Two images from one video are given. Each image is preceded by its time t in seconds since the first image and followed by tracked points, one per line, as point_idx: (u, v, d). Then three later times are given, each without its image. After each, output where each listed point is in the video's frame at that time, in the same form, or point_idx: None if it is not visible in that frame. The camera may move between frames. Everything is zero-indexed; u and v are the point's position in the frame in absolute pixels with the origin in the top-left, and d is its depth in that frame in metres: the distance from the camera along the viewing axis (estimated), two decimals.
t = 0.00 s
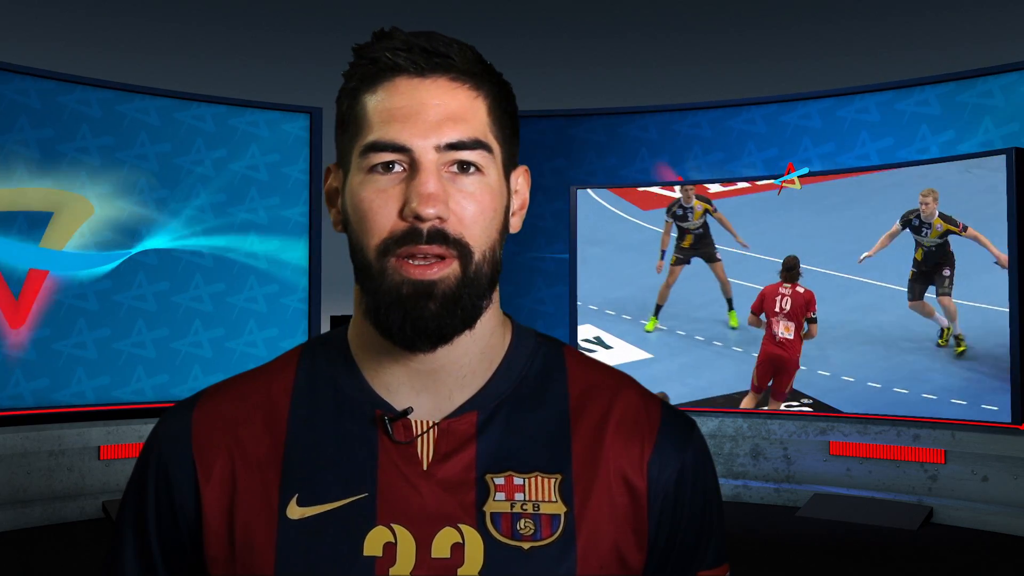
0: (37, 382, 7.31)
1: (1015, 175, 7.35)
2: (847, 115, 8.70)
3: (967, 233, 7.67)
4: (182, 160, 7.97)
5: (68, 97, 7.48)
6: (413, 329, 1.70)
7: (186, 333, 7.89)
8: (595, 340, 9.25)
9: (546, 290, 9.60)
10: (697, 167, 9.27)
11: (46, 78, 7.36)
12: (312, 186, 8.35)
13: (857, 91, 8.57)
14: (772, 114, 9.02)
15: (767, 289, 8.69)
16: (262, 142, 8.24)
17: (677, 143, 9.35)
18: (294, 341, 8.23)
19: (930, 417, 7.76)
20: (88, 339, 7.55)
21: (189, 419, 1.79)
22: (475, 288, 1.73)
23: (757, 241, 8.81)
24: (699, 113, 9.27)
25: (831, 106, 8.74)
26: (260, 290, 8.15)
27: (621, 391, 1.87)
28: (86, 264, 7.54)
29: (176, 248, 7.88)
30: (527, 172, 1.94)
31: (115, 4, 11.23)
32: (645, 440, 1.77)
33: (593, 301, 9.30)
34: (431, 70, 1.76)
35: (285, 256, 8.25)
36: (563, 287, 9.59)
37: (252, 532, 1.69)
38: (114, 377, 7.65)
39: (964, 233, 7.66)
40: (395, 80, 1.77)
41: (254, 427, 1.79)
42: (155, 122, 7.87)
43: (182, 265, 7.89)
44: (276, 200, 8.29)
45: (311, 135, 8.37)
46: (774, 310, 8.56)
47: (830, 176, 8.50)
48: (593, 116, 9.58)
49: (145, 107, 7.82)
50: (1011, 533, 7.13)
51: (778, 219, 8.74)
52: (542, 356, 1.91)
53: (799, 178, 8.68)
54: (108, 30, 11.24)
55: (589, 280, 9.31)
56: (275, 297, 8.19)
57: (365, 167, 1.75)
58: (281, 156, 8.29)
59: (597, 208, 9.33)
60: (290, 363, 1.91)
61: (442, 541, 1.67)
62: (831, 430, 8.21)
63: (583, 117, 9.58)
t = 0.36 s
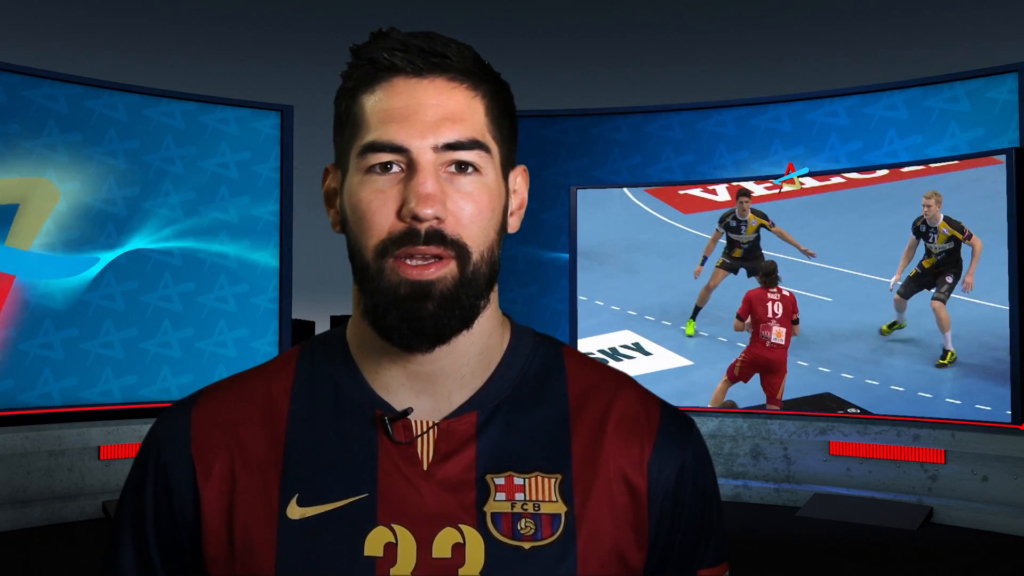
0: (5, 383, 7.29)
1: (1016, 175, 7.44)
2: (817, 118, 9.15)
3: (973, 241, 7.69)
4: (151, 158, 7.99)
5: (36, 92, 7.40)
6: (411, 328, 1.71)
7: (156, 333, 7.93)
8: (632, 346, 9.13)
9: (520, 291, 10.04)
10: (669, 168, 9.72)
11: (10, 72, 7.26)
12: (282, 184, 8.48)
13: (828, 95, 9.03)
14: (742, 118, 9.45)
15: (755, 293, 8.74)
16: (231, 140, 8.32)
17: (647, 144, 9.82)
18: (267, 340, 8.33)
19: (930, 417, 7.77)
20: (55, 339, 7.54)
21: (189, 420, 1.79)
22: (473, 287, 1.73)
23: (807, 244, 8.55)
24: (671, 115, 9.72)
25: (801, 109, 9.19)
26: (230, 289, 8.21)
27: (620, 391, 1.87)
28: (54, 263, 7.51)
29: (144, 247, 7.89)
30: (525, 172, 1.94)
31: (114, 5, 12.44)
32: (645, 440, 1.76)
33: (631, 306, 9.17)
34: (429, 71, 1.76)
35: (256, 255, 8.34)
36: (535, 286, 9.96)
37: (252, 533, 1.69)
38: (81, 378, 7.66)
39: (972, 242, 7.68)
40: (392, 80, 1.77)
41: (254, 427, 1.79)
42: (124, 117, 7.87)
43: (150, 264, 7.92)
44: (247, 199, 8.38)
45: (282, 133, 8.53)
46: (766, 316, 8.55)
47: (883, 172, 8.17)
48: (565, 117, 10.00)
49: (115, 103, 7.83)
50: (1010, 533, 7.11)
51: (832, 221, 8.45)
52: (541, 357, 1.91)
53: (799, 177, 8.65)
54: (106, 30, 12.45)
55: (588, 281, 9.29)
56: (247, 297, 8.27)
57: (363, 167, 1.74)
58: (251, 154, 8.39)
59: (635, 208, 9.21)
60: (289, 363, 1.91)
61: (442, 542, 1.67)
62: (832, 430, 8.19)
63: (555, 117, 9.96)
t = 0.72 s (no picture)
0: None
1: (1015, 175, 7.44)
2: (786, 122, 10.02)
3: (981, 242, 7.60)
4: (119, 155, 8.03)
5: (2, 86, 7.43)
6: (412, 327, 1.71)
7: (125, 332, 7.97)
8: (659, 361, 8.96)
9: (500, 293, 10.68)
10: (641, 169, 10.53)
11: None
12: (252, 183, 8.65)
13: (797, 100, 9.88)
14: (714, 120, 10.27)
15: (761, 278, 8.69)
16: (202, 137, 8.46)
17: (622, 145, 10.58)
18: (237, 340, 8.48)
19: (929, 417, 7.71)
20: (20, 339, 7.52)
21: (188, 421, 1.79)
22: (474, 286, 1.73)
23: (839, 251, 8.31)
24: (644, 117, 10.52)
25: (771, 112, 10.01)
26: (199, 289, 8.32)
27: (621, 391, 1.87)
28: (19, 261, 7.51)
29: (112, 246, 7.92)
30: (526, 172, 1.94)
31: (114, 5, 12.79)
32: (646, 440, 1.77)
33: (657, 320, 8.98)
34: (430, 69, 1.76)
35: (228, 254, 8.47)
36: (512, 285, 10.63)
37: (251, 533, 1.69)
38: (48, 379, 7.65)
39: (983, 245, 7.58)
40: (393, 79, 1.77)
41: (253, 428, 1.79)
42: (91, 113, 7.91)
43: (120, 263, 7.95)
44: (218, 197, 8.50)
45: (253, 132, 8.71)
46: (767, 299, 8.58)
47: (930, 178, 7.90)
48: (539, 118, 10.59)
49: (83, 98, 7.86)
50: (1010, 533, 7.12)
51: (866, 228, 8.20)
52: (541, 357, 1.91)
53: (799, 177, 8.57)
54: (108, 29, 12.80)
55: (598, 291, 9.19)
56: (217, 296, 8.39)
57: (364, 167, 1.74)
58: (221, 153, 8.53)
59: (663, 214, 9.03)
60: (288, 363, 1.91)
61: (443, 542, 1.67)
62: (832, 430, 8.17)
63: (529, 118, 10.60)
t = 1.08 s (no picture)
0: None
1: (1014, 174, 7.33)
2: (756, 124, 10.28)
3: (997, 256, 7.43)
4: (87, 152, 8.01)
5: None
6: (414, 330, 1.71)
7: (91, 333, 8.00)
8: (683, 395, 8.89)
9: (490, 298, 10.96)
10: (613, 170, 10.87)
11: None
12: (221, 180, 8.70)
13: (768, 103, 10.14)
14: (684, 122, 10.59)
15: (800, 268, 8.46)
16: (172, 134, 8.49)
17: (592, 146, 10.95)
18: (206, 340, 8.59)
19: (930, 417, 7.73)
20: None
21: (187, 422, 1.79)
22: (475, 289, 1.73)
23: (864, 269, 8.15)
24: (614, 119, 10.89)
25: (743, 115, 10.29)
26: (169, 288, 8.40)
27: (623, 393, 1.87)
28: None
29: (79, 245, 7.93)
30: (528, 173, 1.94)
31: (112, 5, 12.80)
32: (648, 442, 1.76)
33: (679, 350, 8.91)
34: (431, 70, 1.76)
35: (198, 252, 8.56)
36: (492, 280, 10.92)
37: (251, 534, 1.68)
38: (13, 378, 7.63)
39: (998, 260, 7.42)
40: (395, 80, 1.77)
41: (253, 429, 1.79)
42: (59, 108, 7.86)
43: (86, 262, 7.95)
44: (187, 195, 8.54)
45: (223, 128, 8.74)
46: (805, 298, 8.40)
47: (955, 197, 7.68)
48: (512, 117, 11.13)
49: (49, 93, 7.80)
50: (1010, 533, 7.10)
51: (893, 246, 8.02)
52: (543, 359, 1.91)
53: (799, 177, 8.53)
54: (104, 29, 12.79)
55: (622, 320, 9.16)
56: (185, 296, 8.48)
57: (365, 168, 1.74)
58: (191, 151, 8.57)
59: (687, 240, 8.99)
60: (290, 365, 1.91)
61: (444, 543, 1.67)
62: (831, 430, 8.19)
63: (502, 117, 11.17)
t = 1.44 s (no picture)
0: None
1: (1015, 174, 7.34)
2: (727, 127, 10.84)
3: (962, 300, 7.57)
4: (53, 148, 7.97)
5: None
6: (415, 329, 1.71)
7: (58, 333, 7.97)
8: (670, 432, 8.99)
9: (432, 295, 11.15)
10: (585, 171, 11.39)
11: None
12: (191, 180, 8.73)
13: (737, 106, 10.73)
14: (657, 124, 11.15)
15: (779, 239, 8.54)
16: (141, 131, 8.49)
17: (566, 146, 11.45)
18: (176, 341, 8.62)
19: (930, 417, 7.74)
20: None
21: (188, 422, 1.79)
22: (476, 288, 1.73)
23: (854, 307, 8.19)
24: (587, 121, 11.39)
25: (713, 118, 10.87)
26: (137, 288, 8.44)
27: (624, 393, 1.87)
28: None
29: (46, 243, 7.90)
30: (530, 172, 1.94)
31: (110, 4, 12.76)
32: (649, 442, 1.77)
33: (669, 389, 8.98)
34: (433, 69, 1.76)
35: (166, 252, 8.59)
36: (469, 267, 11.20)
37: (252, 534, 1.69)
38: None
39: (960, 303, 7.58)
40: (396, 78, 1.77)
41: (255, 428, 1.79)
42: (25, 103, 7.82)
43: (54, 259, 7.94)
44: (156, 193, 8.57)
45: (193, 125, 8.77)
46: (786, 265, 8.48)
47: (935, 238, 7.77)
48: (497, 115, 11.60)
49: (16, 89, 7.76)
50: (1011, 533, 7.09)
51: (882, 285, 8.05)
52: (545, 358, 1.91)
53: (799, 177, 8.49)
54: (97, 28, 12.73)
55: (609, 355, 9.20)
56: (154, 295, 8.51)
57: (367, 166, 1.74)
58: (160, 147, 8.58)
59: (675, 279, 9.00)
60: (291, 365, 1.91)
61: (445, 543, 1.67)
62: (831, 430, 8.19)
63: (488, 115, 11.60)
